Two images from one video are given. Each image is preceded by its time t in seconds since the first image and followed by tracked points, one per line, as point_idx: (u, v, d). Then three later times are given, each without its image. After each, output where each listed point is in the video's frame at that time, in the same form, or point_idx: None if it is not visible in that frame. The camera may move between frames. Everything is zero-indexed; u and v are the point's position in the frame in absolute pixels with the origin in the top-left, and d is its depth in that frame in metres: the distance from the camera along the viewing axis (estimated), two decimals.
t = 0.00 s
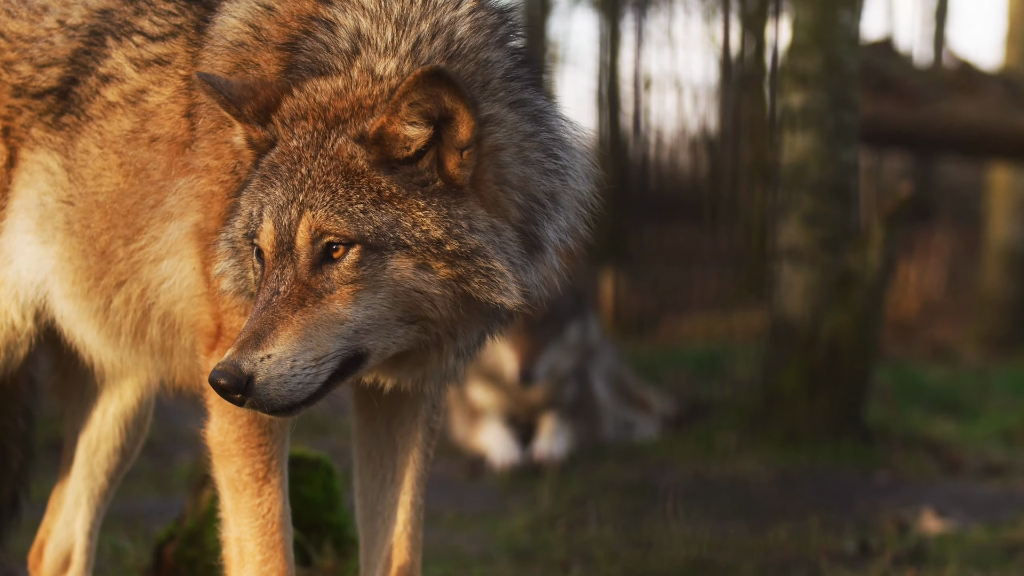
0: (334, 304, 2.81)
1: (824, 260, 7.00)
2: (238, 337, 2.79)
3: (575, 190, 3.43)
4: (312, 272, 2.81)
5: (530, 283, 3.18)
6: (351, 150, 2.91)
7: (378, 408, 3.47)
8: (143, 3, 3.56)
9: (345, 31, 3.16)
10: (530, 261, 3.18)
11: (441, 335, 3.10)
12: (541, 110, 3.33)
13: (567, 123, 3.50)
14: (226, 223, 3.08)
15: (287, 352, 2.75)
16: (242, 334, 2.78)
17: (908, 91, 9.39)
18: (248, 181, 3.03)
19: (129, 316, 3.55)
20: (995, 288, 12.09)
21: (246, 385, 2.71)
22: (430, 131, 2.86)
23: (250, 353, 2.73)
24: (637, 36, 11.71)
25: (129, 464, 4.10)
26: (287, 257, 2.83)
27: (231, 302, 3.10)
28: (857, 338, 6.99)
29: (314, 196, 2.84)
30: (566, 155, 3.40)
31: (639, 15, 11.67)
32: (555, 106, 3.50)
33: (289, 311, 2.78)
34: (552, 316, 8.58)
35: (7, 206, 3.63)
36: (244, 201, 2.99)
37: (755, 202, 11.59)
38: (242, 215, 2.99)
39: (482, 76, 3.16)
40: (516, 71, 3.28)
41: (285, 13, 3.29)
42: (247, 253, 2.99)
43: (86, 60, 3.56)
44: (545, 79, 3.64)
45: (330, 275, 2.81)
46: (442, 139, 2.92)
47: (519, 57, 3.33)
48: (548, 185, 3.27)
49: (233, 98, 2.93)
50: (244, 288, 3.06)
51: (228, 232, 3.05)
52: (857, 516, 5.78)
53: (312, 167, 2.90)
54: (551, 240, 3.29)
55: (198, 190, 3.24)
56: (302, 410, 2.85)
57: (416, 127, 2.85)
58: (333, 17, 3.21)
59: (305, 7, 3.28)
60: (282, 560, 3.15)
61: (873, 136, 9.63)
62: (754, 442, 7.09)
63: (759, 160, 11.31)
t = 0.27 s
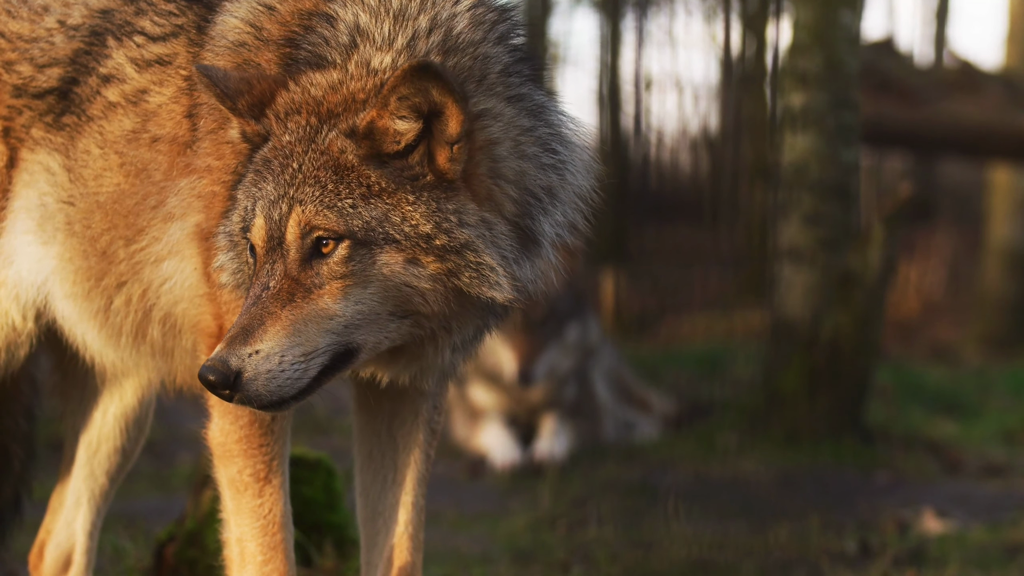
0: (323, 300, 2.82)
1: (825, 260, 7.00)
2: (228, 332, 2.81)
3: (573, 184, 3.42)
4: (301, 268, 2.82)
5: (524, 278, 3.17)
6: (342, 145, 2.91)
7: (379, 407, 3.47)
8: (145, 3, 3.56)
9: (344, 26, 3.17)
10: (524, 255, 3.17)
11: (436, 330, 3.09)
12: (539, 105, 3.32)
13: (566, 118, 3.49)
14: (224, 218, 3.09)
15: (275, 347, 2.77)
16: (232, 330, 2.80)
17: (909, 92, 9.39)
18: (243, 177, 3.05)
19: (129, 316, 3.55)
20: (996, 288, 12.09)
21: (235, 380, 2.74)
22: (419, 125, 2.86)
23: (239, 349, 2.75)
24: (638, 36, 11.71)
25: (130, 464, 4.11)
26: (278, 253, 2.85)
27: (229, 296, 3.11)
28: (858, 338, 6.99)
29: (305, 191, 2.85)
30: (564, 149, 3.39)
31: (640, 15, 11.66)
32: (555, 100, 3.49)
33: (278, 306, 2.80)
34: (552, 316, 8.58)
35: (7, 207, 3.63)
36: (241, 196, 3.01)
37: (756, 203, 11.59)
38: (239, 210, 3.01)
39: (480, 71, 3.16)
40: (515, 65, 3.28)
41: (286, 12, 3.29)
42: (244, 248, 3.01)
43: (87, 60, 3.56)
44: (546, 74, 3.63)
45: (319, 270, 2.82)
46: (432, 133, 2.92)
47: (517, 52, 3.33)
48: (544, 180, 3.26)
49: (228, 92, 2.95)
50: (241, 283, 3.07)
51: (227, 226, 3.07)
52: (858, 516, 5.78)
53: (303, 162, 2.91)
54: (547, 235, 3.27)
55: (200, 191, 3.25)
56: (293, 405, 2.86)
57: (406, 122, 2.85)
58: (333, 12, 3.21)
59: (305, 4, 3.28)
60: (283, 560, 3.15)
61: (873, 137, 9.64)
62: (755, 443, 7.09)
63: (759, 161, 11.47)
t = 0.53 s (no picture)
0: (311, 296, 2.82)
1: (825, 261, 7.00)
2: (217, 328, 2.83)
3: (570, 180, 3.40)
4: (290, 264, 2.83)
5: (518, 273, 3.14)
6: (331, 141, 2.91)
7: (380, 409, 3.47)
8: (144, 4, 3.56)
9: (342, 22, 3.17)
10: (517, 251, 3.15)
11: (429, 325, 3.08)
12: (535, 102, 3.31)
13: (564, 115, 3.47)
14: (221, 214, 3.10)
15: (262, 343, 2.78)
16: (220, 326, 2.82)
17: (909, 93, 9.40)
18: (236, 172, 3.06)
19: (130, 317, 3.55)
20: (995, 289, 12.10)
21: (222, 376, 2.76)
22: (407, 120, 2.85)
23: (225, 345, 2.77)
24: (637, 37, 11.71)
25: (129, 465, 4.11)
26: (266, 249, 2.86)
27: (227, 291, 3.11)
28: (858, 340, 6.99)
29: (294, 187, 2.86)
30: (560, 144, 3.37)
31: (640, 16, 11.67)
32: (554, 96, 3.47)
33: (265, 303, 2.81)
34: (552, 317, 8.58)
35: (7, 208, 3.64)
36: (234, 192, 3.02)
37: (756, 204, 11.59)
38: (234, 206, 3.02)
39: (476, 67, 3.15)
40: (512, 62, 3.27)
41: (286, 12, 3.29)
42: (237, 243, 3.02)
43: (87, 61, 3.56)
44: (546, 72, 3.62)
45: (308, 266, 2.82)
46: (421, 129, 2.90)
47: (515, 49, 3.33)
48: (540, 176, 3.23)
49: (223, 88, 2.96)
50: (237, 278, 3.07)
51: (223, 222, 3.08)
52: (858, 517, 5.78)
53: (293, 157, 2.91)
54: (542, 231, 3.25)
55: (202, 192, 3.25)
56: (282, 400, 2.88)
57: (394, 117, 2.84)
58: (333, 9, 3.21)
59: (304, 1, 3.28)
60: (283, 561, 3.15)
61: (873, 138, 9.64)
62: (755, 444, 7.09)
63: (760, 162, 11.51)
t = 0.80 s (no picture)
0: (301, 291, 2.81)
1: (826, 262, 7.00)
2: (206, 324, 2.83)
3: (564, 177, 3.39)
4: (279, 259, 2.82)
5: (510, 269, 3.12)
6: (322, 136, 2.90)
7: (381, 410, 3.47)
8: (146, 7, 3.57)
9: (342, 18, 3.17)
10: (509, 246, 3.13)
11: (421, 321, 3.07)
12: (532, 98, 3.31)
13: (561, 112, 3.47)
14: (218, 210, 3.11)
15: (251, 339, 2.77)
16: (209, 321, 2.82)
17: (910, 93, 9.40)
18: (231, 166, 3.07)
19: (132, 319, 3.55)
20: (996, 289, 12.10)
21: (211, 372, 2.76)
22: (398, 114, 2.85)
23: (214, 341, 2.77)
24: (638, 38, 11.72)
25: (130, 465, 4.11)
26: (257, 244, 2.86)
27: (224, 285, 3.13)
28: (859, 340, 7.00)
29: (284, 181, 2.86)
30: (556, 141, 3.36)
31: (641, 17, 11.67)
32: (551, 94, 3.47)
33: (254, 298, 2.81)
34: (553, 318, 8.59)
35: (8, 209, 3.64)
36: (229, 187, 3.03)
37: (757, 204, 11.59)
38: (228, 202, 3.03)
39: (473, 63, 3.15)
40: (509, 58, 3.27)
41: (287, 11, 3.29)
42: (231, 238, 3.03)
43: (88, 63, 3.57)
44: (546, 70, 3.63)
45: (297, 261, 2.81)
46: (412, 123, 2.90)
47: (513, 46, 3.33)
48: (534, 173, 3.23)
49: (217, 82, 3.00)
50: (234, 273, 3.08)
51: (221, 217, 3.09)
52: (858, 518, 5.78)
53: (285, 152, 2.91)
54: (535, 227, 3.24)
55: (205, 193, 3.26)
56: (272, 395, 2.88)
57: (385, 111, 2.84)
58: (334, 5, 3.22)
59: None
60: (284, 561, 3.16)
61: (875, 138, 9.64)
62: (756, 444, 7.10)
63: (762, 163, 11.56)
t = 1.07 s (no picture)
0: (287, 283, 2.81)
1: (826, 260, 7.00)
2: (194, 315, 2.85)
3: (559, 171, 3.35)
4: (266, 251, 2.82)
5: (500, 262, 3.08)
6: (308, 127, 2.88)
7: (381, 408, 3.46)
8: (146, 7, 3.57)
9: (339, 10, 3.16)
10: (500, 240, 3.10)
11: (412, 314, 3.04)
12: (528, 93, 3.29)
13: (558, 107, 3.44)
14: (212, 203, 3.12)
15: (237, 330, 2.78)
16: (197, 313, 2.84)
17: (910, 92, 9.40)
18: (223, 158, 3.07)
19: (133, 319, 3.55)
20: (996, 287, 12.09)
21: (198, 364, 2.78)
22: (384, 104, 2.82)
23: (200, 333, 2.78)
24: (638, 36, 11.71)
25: (129, 464, 4.11)
26: (245, 235, 2.86)
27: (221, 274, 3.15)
28: (859, 339, 6.99)
29: (270, 173, 2.85)
30: (551, 135, 3.33)
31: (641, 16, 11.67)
32: (549, 89, 3.45)
33: (241, 289, 2.81)
34: (552, 316, 8.59)
35: (8, 208, 3.65)
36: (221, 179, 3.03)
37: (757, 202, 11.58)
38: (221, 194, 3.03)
39: (468, 56, 3.14)
40: (505, 52, 3.26)
41: (286, 8, 3.28)
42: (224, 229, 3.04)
43: (88, 63, 3.57)
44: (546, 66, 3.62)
45: (283, 252, 2.81)
46: (399, 114, 2.87)
47: (510, 40, 3.32)
48: (528, 166, 3.20)
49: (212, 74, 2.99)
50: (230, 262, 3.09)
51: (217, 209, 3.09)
52: (858, 516, 5.78)
53: (273, 143, 2.90)
54: (527, 220, 3.20)
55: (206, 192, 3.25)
56: (260, 386, 2.88)
57: (370, 101, 2.81)
58: None
59: None
60: (284, 560, 3.16)
61: (875, 137, 9.63)
62: (755, 443, 7.10)
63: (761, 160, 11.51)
